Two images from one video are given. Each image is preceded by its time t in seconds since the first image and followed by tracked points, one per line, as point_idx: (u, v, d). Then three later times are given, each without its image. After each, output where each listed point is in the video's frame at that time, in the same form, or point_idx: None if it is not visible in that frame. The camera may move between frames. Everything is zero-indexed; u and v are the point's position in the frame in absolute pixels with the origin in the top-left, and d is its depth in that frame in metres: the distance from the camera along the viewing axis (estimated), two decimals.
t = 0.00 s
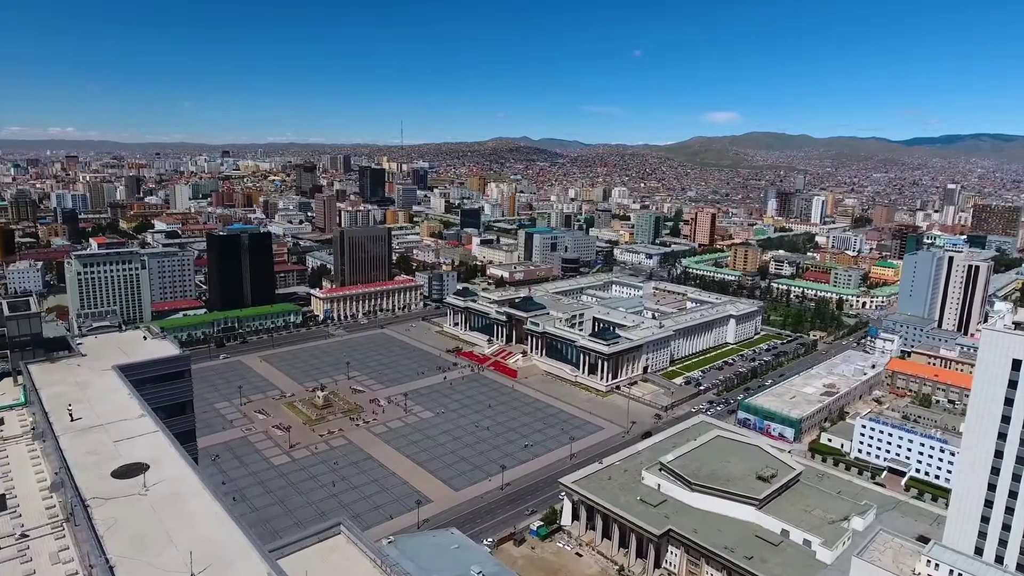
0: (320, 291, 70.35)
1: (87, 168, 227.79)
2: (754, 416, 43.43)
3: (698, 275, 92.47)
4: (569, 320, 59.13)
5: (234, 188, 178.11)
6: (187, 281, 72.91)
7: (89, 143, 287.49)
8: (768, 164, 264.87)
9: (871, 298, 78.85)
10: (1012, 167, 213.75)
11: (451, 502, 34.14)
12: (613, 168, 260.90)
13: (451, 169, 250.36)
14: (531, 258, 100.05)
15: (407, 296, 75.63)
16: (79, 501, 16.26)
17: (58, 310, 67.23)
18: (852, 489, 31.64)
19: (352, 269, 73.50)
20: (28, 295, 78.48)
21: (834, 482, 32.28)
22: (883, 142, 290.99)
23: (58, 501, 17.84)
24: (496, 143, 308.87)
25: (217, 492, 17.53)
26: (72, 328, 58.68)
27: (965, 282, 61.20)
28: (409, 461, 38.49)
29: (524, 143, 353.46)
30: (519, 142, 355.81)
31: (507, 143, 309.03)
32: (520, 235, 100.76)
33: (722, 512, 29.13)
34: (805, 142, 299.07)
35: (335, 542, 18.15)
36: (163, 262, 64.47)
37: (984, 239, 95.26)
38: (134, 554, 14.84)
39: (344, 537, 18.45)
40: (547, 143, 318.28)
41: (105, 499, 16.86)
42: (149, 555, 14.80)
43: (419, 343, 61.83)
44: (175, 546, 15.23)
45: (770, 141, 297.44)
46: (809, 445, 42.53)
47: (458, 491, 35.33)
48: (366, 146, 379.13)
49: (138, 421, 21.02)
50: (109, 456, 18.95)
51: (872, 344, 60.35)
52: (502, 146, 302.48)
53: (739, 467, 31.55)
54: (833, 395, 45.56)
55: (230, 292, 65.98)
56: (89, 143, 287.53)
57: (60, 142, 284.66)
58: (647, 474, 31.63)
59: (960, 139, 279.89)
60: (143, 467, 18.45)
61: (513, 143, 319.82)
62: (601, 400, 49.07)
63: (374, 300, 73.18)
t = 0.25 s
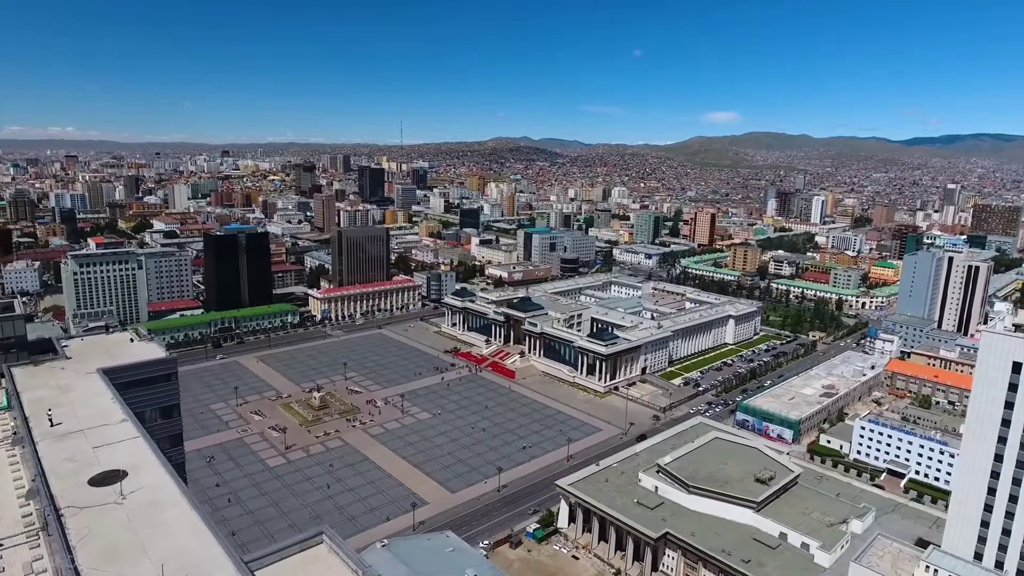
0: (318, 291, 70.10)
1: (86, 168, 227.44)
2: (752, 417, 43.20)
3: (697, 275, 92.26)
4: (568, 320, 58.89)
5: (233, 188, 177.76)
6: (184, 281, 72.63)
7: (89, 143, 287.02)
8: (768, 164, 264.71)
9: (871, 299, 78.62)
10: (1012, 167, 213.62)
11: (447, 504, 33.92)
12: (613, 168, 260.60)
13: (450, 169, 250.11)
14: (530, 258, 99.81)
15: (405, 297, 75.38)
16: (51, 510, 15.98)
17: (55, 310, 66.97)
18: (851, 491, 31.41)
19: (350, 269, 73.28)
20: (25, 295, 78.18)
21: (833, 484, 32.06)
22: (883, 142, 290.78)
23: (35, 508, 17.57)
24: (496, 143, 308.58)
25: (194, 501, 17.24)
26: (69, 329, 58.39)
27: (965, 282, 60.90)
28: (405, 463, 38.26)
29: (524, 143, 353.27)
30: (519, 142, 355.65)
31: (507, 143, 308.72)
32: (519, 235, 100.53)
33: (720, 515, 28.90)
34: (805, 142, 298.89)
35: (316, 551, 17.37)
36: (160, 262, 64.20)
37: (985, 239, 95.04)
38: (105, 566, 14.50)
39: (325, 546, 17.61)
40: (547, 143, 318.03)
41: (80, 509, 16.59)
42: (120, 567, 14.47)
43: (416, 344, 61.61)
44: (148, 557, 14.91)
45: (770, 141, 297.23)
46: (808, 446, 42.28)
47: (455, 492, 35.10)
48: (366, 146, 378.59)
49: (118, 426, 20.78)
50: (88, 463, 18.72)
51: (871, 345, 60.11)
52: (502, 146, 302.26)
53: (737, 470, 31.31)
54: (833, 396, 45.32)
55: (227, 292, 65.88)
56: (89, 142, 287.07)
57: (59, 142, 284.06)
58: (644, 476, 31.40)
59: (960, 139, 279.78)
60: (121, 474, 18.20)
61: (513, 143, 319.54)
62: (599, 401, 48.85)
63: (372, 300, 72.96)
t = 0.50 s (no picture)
0: (315, 291, 69.83)
1: (86, 168, 227.08)
2: (751, 419, 42.94)
3: (696, 276, 92.01)
4: (566, 321, 58.65)
5: (232, 187, 177.42)
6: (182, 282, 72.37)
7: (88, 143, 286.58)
8: (768, 164, 264.47)
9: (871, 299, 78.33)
10: (1012, 167, 213.44)
11: (443, 506, 33.69)
12: (613, 168, 260.25)
13: (450, 169, 249.79)
14: (528, 258, 99.58)
15: (403, 297, 75.13)
16: (24, 519, 15.70)
17: (51, 310, 66.71)
18: (850, 494, 31.16)
19: (348, 269, 73.04)
20: (22, 294, 77.91)
21: (832, 486, 31.84)
22: (883, 142, 290.49)
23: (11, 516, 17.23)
24: (496, 143, 308.21)
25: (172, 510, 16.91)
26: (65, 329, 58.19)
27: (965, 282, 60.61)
28: (401, 465, 37.99)
29: (524, 143, 353.01)
30: (518, 142, 355.38)
31: (507, 143, 308.39)
32: (518, 235, 100.25)
33: (717, 518, 28.66)
34: (805, 142, 298.66)
35: (296, 561, 16.81)
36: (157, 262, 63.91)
37: (985, 239, 94.81)
38: None
39: (306, 555, 17.05)
40: (547, 143, 317.73)
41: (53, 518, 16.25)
42: None
43: (414, 344, 61.36)
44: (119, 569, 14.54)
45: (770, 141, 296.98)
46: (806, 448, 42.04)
47: (451, 494, 34.87)
48: (366, 145, 377.82)
49: (98, 432, 20.48)
50: (65, 471, 18.42)
51: (871, 346, 59.82)
52: (501, 146, 301.97)
53: (735, 472, 31.07)
54: (832, 398, 45.07)
55: (223, 292, 65.62)
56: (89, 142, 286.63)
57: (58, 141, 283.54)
58: (641, 479, 31.18)
59: (960, 139, 279.60)
60: (99, 481, 17.98)
61: (512, 142, 319.19)
62: (597, 402, 48.61)
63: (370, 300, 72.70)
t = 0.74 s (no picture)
0: (313, 292, 69.58)
1: (85, 167, 226.86)
2: (749, 420, 42.68)
3: (696, 276, 91.78)
4: (564, 322, 58.44)
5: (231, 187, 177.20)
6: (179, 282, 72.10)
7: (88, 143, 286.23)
8: (768, 164, 264.35)
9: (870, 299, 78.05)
10: (1012, 167, 213.30)
11: (440, 508, 33.46)
12: (612, 168, 259.99)
13: (450, 168, 249.55)
14: (527, 258, 99.38)
15: (401, 297, 74.91)
16: None
17: (47, 310, 66.43)
18: (848, 496, 30.92)
19: (346, 269, 72.83)
20: (19, 295, 77.63)
21: (830, 489, 31.60)
22: (883, 142, 290.38)
23: None
24: (496, 143, 308.04)
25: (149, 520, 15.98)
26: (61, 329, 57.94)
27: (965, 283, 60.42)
28: (397, 467, 37.74)
29: (524, 143, 352.96)
30: (518, 142, 355.26)
31: (507, 143, 308.25)
32: (517, 235, 100.02)
33: (715, 521, 28.40)
34: (806, 142, 298.52)
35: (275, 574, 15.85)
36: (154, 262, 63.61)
37: (985, 239, 94.57)
38: None
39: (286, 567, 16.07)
40: (547, 143, 317.57)
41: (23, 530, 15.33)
42: None
43: (412, 345, 61.12)
44: None
45: (771, 141, 296.73)
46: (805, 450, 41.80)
47: (447, 497, 34.63)
48: (366, 145, 377.49)
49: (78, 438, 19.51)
50: (39, 480, 17.49)
51: (870, 347, 59.55)
52: (501, 146, 301.83)
53: (732, 475, 30.82)
54: (831, 399, 44.81)
55: (220, 292, 65.24)
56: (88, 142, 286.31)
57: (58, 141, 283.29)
58: (638, 481, 30.93)
59: (960, 139, 279.53)
60: (74, 490, 17.05)
61: (512, 142, 318.98)
62: (595, 403, 48.36)
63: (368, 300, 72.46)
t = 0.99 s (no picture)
0: (311, 292, 69.37)
1: (85, 167, 226.78)
2: (748, 422, 42.46)
3: (695, 276, 91.61)
4: (562, 322, 58.20)
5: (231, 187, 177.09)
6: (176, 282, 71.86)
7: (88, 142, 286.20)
8: (768, 164, 264.22)
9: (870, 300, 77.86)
10: (1012, 167, 213.10)
11: (435, 510, 33.23)
12: (612, 168, 259.89)
13: (450, 168, 249.35)
14: (526, 258, 99.19)
15: (400, 297, 74.68)
16: None
17: (44, 311, 66.19)
18: (847, 499, 30.66)
19: (344, 269, 72.62)
20: (17, 295, 77.40)
21: (829, 491, 31.35)
22: (883, 142, 290.31)
23: None
24: (496, 143, 308.00)
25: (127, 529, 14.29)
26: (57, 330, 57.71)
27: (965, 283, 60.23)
28: (393, 468, 37.47)
29: (524, 144, 352.96)
30: (518, 142, 355.22)
31: (507, 143, 308.22)
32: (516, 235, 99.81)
33: (712, 524, 28.18)
34: (806, 142, 298.41)
35: None
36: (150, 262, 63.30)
37: (985, 240, 94.35)
38: None
39: None
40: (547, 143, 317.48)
41: None
42: None
43: (409, 346, 60.88)
44: None
45: (770, 141, 296.54)
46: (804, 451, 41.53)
47: (444, 499, 34.37)
48: (366, 144, 377.37)
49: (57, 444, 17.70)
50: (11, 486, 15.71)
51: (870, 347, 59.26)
52: (501, 146, 301.82)
53: (730, 477, 30.59)
54: (830, 400, 44.55)
55: (217, 292, 64.90)
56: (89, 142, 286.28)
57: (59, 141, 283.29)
58: (636, 484, 30.68)
59: (960, 139, 279.42)
60: (49, 497, 15.32)
61: (512, 142, 318.99)
62: (593, 404, 48.14)
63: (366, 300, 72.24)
